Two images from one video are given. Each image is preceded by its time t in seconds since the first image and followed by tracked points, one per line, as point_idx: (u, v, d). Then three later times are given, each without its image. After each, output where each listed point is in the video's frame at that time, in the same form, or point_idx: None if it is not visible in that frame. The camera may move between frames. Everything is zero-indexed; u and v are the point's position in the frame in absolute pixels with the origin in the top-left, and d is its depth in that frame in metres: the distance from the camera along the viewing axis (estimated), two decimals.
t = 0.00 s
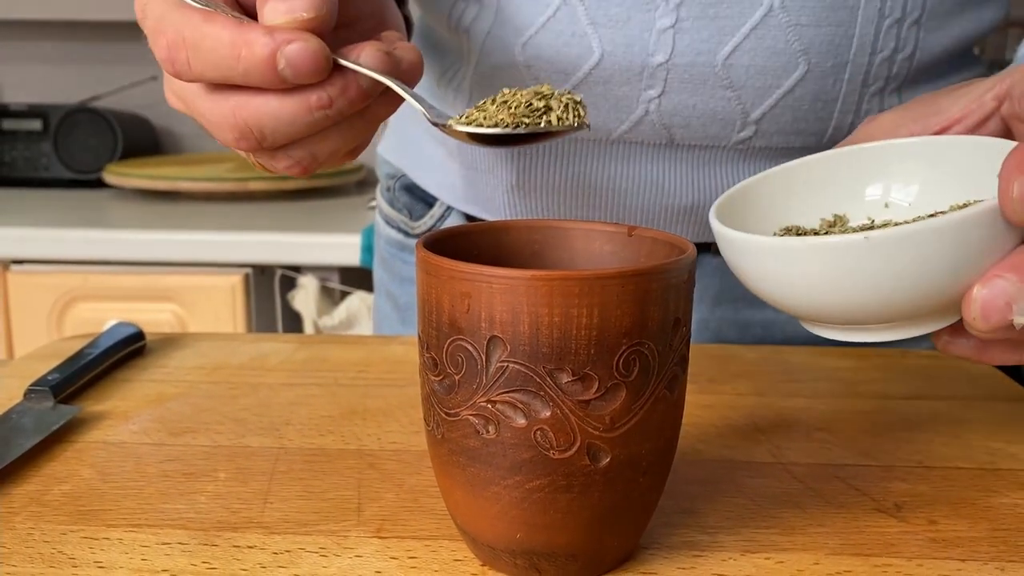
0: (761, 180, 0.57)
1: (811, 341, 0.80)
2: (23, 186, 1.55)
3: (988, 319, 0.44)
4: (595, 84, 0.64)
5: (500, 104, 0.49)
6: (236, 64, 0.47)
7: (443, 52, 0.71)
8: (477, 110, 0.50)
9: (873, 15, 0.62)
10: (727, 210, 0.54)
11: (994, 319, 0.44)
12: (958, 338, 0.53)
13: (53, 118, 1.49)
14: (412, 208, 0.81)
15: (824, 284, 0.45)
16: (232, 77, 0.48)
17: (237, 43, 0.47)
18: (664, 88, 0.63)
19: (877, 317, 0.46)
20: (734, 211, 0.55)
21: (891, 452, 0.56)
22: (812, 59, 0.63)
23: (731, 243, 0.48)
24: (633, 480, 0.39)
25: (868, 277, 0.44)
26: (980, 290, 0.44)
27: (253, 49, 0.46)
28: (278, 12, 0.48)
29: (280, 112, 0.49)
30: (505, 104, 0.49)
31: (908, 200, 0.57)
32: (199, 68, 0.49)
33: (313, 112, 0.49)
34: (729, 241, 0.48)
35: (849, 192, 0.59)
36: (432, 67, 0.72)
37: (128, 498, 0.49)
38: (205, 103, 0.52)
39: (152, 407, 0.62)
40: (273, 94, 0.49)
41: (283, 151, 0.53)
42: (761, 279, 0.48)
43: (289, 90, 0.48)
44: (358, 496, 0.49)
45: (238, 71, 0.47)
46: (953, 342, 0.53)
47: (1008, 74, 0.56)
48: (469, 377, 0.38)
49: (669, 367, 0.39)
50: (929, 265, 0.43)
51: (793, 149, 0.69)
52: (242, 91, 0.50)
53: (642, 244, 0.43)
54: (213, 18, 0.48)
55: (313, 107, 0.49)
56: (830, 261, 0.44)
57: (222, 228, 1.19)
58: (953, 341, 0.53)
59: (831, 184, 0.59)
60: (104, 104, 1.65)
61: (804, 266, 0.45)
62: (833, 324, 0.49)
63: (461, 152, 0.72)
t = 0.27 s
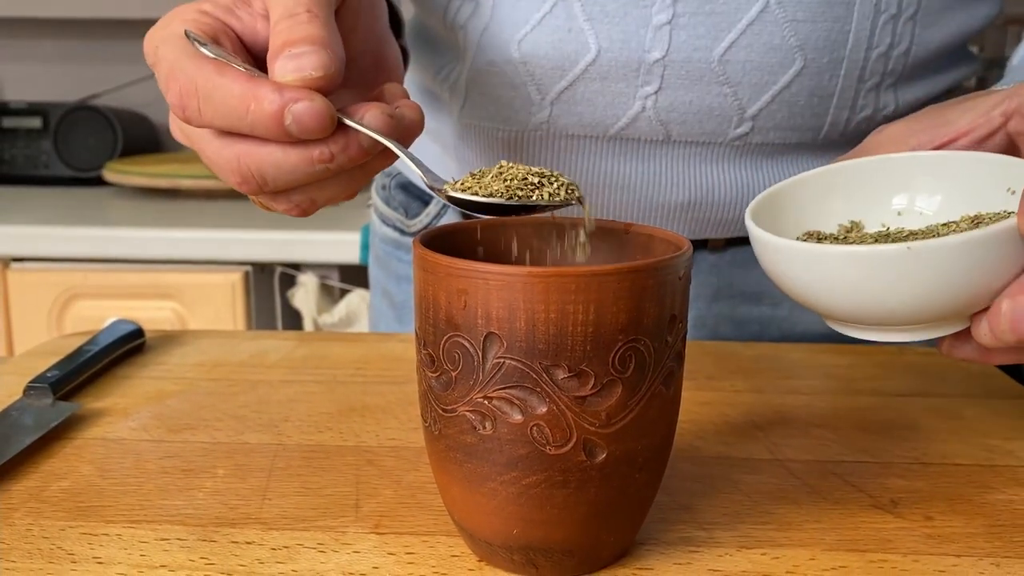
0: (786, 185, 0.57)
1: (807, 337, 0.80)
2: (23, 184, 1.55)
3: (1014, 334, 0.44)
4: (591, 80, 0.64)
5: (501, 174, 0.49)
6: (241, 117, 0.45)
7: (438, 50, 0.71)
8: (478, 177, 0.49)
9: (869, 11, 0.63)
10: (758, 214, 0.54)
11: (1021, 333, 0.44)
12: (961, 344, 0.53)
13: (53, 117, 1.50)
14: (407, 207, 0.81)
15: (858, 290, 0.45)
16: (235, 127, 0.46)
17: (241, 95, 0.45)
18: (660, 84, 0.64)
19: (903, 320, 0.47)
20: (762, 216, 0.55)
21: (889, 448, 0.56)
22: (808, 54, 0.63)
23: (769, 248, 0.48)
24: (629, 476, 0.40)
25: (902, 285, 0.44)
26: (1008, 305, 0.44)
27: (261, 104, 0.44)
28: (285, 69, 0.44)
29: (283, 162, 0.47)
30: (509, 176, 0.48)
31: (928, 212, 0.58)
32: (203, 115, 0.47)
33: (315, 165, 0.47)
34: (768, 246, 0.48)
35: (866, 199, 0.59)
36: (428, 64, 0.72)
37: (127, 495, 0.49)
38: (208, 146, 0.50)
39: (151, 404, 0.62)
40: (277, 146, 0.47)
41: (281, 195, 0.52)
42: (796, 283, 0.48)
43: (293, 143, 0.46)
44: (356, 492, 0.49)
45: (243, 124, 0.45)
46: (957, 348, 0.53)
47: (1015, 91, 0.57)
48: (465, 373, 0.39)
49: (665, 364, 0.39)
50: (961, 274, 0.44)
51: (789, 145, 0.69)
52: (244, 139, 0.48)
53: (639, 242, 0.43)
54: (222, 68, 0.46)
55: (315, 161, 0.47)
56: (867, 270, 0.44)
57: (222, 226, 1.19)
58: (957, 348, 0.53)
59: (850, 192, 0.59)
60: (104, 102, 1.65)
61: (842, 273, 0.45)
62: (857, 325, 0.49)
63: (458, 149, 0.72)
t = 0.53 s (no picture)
0: (786, 186, 0.57)
1: (805, 334, 0.80)
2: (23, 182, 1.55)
3: (994, 326, 0.44)
4: (590, 76, 0.64)
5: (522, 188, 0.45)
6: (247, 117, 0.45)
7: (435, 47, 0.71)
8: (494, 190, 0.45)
9: (865, 8, 0.63)
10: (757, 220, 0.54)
11: (999, 325, 0.44)
12: (957, 337, 0.53)
13: (53, 115, 1.50)
14: (404, 204, 0.81)
15: (861, 292, 0.46)
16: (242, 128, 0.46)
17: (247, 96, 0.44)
18: (659, 81, 0.64)
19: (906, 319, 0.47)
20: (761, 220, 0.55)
21: (886, 446, 0.56)
22: (805, 51, 0.63)
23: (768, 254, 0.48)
24: (627, 472, 0.40)
25: (904, 286, 0.44)
26: (984, 297, 0.44)
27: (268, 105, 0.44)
28: (293, 69, 0.44)
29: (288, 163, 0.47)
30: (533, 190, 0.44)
31: (924, 206, 0.58)
32: (207, 116, 0.46)
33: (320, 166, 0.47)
34: (768, 252, 0.48)
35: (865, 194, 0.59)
36: (426, 62, 0.72)
37: (127, 491, 0.49)
38: (211, 147, 0.49)
39: (151, 401, 0.62)
40: (283, 148, 0.46)
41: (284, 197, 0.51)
42: (797, 288, 0.48)
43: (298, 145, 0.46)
44: (355, 489, 0.50)
45: (249, 125, 0.45)
46: (953, 342, 0.53)
47: (1011, 87, 0.57)
48: (463, 370, 0.39)
49: (662, 361, 0.39)
50: (962, 273, 0.44)
51: (786, 142, 0.69)
52: (249, 140, 0.47)
53: (636, 239, 0.43)
54: (229, 68, 0.45)
55: (320, 163, 0.47)
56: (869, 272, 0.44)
57: (221, 224, 1.19)
58: (953, 340, 0.53)
59: (849, 188, 0.59)
60: (104, 101, 1.66)
61: (842, 275, 0.45)
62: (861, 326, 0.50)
63: (457, 146, 0.73)
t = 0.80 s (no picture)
0: (785, 182, 0.58)
1: (804, 331, 0.81)
2: (23, 180, 1.55)
3: (998, 319, 0.44)
4: (589, 73, 0.64)
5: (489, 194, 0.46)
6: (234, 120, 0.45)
7: (434, 45, 0.72)
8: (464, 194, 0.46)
9: (863, 6, 0.63)
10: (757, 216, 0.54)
11: (1003, 316, 0.44)
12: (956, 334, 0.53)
13: (53, 113, 1.50)
14: (402, 202, 0.81)
15: (860, 286, 0.46)
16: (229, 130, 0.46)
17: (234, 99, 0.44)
18: (657, 78, 0.64)
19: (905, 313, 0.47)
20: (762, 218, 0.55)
21: (883, 442, 0.56)
22: (803, 48, 0.64)
23: (769, 248, 0.48)
24: (624, 467, 0.40)
25: (902, 280, 0.45)
26: (988, 289, 0.44)
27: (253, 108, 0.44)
28: (278, 73, 0.44)
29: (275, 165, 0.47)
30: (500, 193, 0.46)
31: (925, 202, 0.58)
32: (195, 118, 0.46)
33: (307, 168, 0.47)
34: (768, 246, 0.48)
35: (865, 189, 0.59)
36: (424, 59, 0.73)
37: (127, 486, 0.49)
38: (200, 148, 0.50)
39: (150, 397, 0.62)
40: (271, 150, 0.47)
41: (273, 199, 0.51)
42: (798, 282, 0.48)
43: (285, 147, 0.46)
44: (355, 484, 0.50)
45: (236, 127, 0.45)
46: (952, 338, 0.53)
47: (1011, 84, 0.57)
48: (461, 365, 0.39)
49: (659, 356, 0.40)
50: (959, 267, 0.44)
51: (783, 138, 0.69)
52: (237, 142, 0.47)
53: (634, 235, 0.43)
54: (217, 71, 0.45)
55: (307, 166, 0.47)
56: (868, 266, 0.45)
57: (221, 222, 1.19)
58: (952, 337, 0.53)
59: (849, 183, 0.59)
60: (104, 99, 1.66)
61: (842, 270, 0.46)
62: (861, 319, 0.50)
63: (455, 143, 0.73)
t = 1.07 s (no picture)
0: (773, 174, 0.58)
1: (802, 328, 0.81)
2: (23, 178, 1.55)
3: (982, 308, 0.44)
4: (586, 70, 0.64)
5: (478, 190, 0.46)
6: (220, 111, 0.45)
7: (431, 41, 0.72)
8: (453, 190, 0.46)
9: (859, 3, 0.63)
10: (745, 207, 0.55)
11: (986, 305, 0.44)
12: (942, 326, 0.54)
13: (54, 111, 1.50)
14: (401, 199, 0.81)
15: (846, 274, 0.46)
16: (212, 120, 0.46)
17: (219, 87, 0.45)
18: (654, 75, 0.64)
19: (892, 302, 0.47)
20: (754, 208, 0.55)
21: (880, 438, 0.56)
22: (800, 45, 0.64)
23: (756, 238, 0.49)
24: (622, 462, 0.40)
25: (887, 268, 0.45)
26: (971, 279, 0.44)
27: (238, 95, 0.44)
28: (265, 61, 0.44)
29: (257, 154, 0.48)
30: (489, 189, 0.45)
31: (912, 195, 0.58)
32: (180, 102, 0.47)
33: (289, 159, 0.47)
34: (755, 236, 0.48)
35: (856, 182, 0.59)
36: (422, 56, 0.73)
37: (128, 482, 0.50)
38: (184, 135, 0.50)
39: (150, 394, 0.62)
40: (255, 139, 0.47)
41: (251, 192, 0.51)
42: (783, 271, 0.49)
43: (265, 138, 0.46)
44: (354, 480, 0.50)
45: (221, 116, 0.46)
46: (938, 330, 0.54)
47: (1001, 79, 0.57)
48: (460, 361, 0.39)
49: (657, 352, 0.40)
50: (943, 255, 0.44)
51: (780, 135, 0.70)
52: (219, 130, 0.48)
53: (632, 232, 0.44)
54: (203, 58, 0.46)
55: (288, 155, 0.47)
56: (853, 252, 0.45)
57: (221, 220, 1.19)
58: (938, 329, 0.54)
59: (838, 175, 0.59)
60: (104, 97, 1.66)
61: (826, 257, 0.46)
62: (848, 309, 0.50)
63: (453, 140, 0.73)
